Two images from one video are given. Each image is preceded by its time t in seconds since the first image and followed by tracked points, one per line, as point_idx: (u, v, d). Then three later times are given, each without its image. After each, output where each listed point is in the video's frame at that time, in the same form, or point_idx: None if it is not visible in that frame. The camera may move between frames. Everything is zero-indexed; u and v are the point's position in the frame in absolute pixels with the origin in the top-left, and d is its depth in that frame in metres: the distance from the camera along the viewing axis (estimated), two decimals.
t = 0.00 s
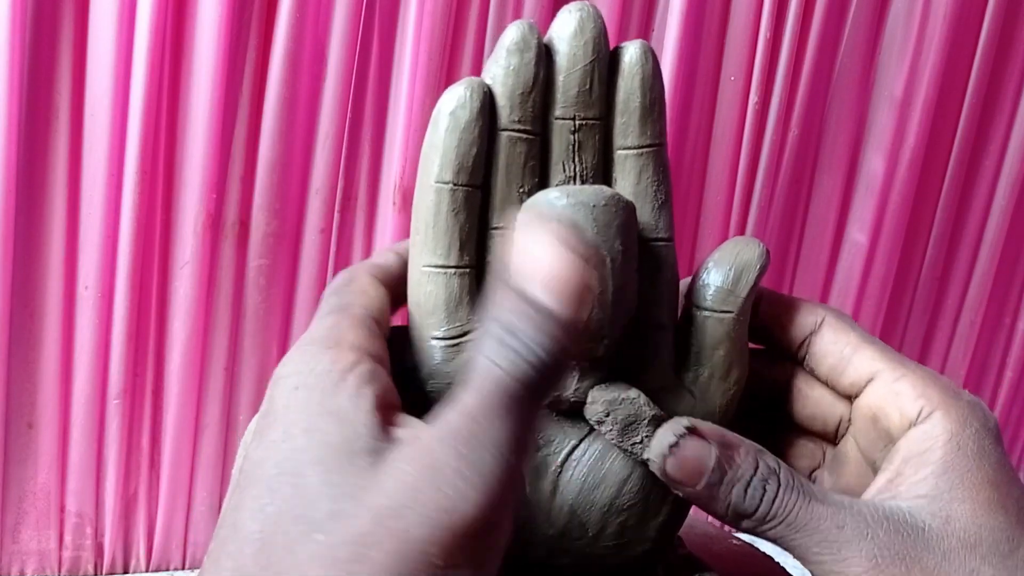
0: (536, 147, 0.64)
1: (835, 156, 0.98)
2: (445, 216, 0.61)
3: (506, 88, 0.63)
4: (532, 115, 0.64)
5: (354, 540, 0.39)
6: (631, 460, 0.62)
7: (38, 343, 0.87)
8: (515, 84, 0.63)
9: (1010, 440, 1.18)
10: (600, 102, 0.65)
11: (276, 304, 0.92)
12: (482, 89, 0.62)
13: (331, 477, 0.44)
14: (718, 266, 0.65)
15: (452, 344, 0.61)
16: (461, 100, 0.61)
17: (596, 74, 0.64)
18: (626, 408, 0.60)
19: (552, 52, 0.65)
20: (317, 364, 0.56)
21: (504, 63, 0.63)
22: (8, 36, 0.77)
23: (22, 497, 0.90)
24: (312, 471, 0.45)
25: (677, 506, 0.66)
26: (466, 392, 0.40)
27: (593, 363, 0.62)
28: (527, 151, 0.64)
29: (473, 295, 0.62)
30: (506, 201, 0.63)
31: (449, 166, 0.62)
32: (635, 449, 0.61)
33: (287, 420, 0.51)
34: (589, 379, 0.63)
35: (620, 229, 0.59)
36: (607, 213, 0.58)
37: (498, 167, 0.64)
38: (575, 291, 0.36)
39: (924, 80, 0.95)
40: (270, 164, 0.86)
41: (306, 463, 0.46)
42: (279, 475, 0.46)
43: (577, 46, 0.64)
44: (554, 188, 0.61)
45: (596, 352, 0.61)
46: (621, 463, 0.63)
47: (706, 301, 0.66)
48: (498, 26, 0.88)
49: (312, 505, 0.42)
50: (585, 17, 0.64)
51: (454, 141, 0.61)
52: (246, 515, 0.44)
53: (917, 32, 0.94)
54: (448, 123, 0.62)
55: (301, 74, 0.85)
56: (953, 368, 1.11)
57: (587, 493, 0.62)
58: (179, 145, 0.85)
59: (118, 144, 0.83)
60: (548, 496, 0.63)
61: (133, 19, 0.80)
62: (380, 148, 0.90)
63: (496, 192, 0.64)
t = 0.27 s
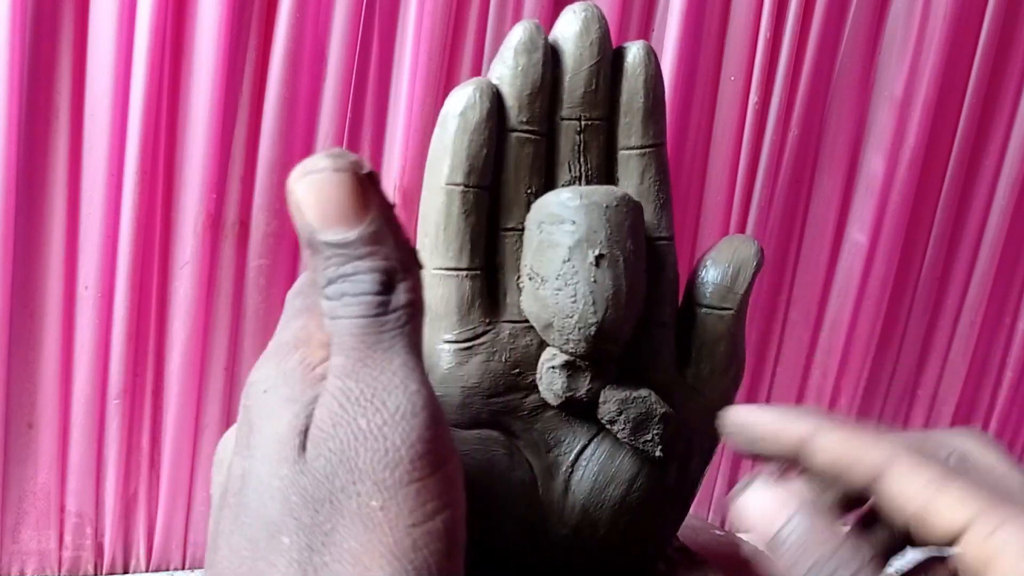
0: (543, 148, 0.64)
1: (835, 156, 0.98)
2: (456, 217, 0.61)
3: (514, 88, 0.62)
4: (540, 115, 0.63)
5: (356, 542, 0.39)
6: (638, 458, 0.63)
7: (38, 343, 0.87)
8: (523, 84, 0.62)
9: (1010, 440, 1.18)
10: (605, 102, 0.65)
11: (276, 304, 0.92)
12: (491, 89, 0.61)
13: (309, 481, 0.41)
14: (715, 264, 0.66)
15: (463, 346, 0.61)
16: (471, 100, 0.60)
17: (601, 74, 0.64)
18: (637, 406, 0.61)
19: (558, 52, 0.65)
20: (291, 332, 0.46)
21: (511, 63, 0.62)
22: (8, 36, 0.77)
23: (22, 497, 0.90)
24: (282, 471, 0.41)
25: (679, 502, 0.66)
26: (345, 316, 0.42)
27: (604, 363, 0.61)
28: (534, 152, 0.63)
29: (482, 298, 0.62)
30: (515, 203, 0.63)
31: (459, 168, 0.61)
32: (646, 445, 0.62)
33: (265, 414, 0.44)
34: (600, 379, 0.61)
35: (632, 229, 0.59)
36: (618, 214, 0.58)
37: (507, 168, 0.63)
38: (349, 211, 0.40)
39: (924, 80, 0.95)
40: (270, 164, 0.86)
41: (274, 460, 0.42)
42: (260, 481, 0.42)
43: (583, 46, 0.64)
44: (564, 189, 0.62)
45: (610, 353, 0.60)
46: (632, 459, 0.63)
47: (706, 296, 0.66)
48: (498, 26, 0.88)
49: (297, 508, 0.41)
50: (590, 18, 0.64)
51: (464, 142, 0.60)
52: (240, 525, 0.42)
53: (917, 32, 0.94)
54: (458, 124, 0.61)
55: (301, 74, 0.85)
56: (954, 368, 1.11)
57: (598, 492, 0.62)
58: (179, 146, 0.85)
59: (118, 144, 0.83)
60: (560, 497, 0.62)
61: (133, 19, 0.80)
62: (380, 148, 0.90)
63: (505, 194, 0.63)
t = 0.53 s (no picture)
0: (547, 149, 0.64)
1: (835, 156, 0.98)
2: (464, 221, 0.60)
3: (519, 89, 0.62)
4: (544, 116, 0.63)
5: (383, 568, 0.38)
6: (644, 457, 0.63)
7: (38, 343, 0.87)
8: (528, 85, 0.62)
9: (1010, 439, 1.18)
10: (607, 102, 0.65)
11: (276, 304, 0.92)
12: (496, 91, 0.61)
13: (330, 509, 0.40)
14: (710, 262, 0.66)
15: (472, 350, 0.61)
16: (478, 103, 0.60)
17: (603, 74, 0.64)
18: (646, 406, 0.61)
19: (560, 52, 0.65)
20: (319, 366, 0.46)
21: (515, 63, 0.62)
22: (8, 36, 0.77)
23: (22, 497, 0.90)
24: (305, 501, 0.41)
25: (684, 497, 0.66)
26: (356, 340, 0.41)
27: (612, 363, 0.61)
28: (538, 153, 0.63)
29: (491, 301, 0.62)
30: (521, 204, 0.63)
31: (466, 170, 0.60)
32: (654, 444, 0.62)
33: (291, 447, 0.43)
34: (608, 378, 0.61)
35: (638, 229, 0.59)
36: (627, 215, 0.58)
37: (512, 170, 0.63)
38: (345, 233, 0.39)
39: (923, 80, 0.95)
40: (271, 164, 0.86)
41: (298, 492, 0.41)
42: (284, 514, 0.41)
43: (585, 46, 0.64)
44: (571, 189, 0.61)
45: (618, 352, 0.60)
46: (640, 457, 0.63)
47: (703, 293, 0.66)
48: (498, 26, 0.88)
49: (322, 535, 0.40)
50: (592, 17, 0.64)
51: (471, 144, 0.60)
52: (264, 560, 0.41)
53: (916, 33, 0.94)
54: (464, 126, 0.60)
55: (301, 74, 0.85)
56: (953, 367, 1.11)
57: (605, 492, 0.62)
58: (179, 145, 0.85)
59: (118, 144, 0.83)
60: (568, 497, 0.62)
61: (133, 18, 0.80)
62: (381, 148, 0.90)
63: (510, 195, 0.63)
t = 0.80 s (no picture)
0: (545, 149, 0.64)
1: (835, 156, 0.98)
2: (461, 220, 0.60)
3: (516, 89, 0.62)
4: (542, 116, 0.63)
5: (375, 560, 0.40)
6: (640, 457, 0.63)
7: (38, 343, 0.87)
8: (525, 85, 0.62)
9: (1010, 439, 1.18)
10: (606, 102, 0.65)
11: (276, 304, 0.92)
12: (493, 90, 0.61)
13: (324, 503, 0.41)
14: (712, 263, 0.66)
15: (469, 349, 0.61)
16: (474, 102, 0.60)
17: (602, 74, 0.64)
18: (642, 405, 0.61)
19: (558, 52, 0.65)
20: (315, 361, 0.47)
21: (512, 63, 0.62)
22: (8, 36, 0.77)
23: (22, 497, 0.90)
24: (303, 495, 0.42)
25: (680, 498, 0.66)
26: (349, 335, 0.42)
27: (609, 363, 0.61)
28: (536, 153, 0.63)
29: (488, 300, 0.62)
30: (518, 204, 0.63)
31: (463, 170, 0.60)
32: (650, 445, 0.62)
33: (289, 441, 0.45)
34: (605, 378, 0.61)
35: (635, 228, 0.59)
36: (624, 214, 0.58)
37: (510, 170, 0.63)
38: (342, 229, 0.40)
39: (924, 80, 0.95)
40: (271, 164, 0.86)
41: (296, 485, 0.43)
42: (283, 507, 0.43)
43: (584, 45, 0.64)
44: (568, 189, 0.61)
45: (615, 352, 0.60)
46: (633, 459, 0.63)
47: (704, 294, 0.66)
48: (498, 26, 0.88)
49: (316, 528, 0.41)
50: (591, 17, 0.64)
51: (468, 143, 0.60)
52: (267, 551, 0.43)
53: (917, 33, 0.94)
54: (461, 126, 0.60)
55: (301, 74, 0.85)
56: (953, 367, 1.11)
57: (603, 492, 0.62)
58: (179, 146, 0.85)
59: (118, 144, 0.83)
60: (565, 496, 0.62)
61: (133, 18, 0.80)
62: (380, 148, 0.90)
63: (508, 195, 0.63)
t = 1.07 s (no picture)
0: (544, 149, 0.64)
1: (835, 156, 0.98)
2: (459, 220, 0.60)
3: (516, 89, 0.62)
4: (541, 116, 0.63)
5: (370, 558, 0.39)
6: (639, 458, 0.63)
7: (38, 343, 0.87)
8: (525, 85, 0.62)
9: (1010, 439, 1.18)
10: (606, 102, 0.65)
11: (276, 304, 0.92)
12: (492, 90, 0.61)
13: (316, 501, 0.40)
14: (714, 263, 0.66)
15: (467, 348, 0.61)
16: (472, 102, 0.60)
17: (602, 75, 0.64)
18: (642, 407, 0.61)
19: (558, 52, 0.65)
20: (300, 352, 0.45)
21: (512, 63, 0.62)
22: (8, 36, 0.77)
23: (22, 497, 0.90)
24: (292, 494, 0.40)
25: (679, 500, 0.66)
26: (337, 331, 0.41)
27: (607, 363, 0.61)
28: (535, 153, 0.63)
29: (486, 300, 0.62)
30: (517, 204, 0.63)
31: (461, 170, 0.60)
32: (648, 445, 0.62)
33: (275, 437, 0.43)
34: (603, 378, 0.61)
35: (633, 229, 0.59)
36: (621, 215, 0.58)
37: (509, 169, 0.63)
38: (329, 224, 0.39)
39: (924, 79, 0.94)
40: (271, 164, 0.86)
41: (284, 483, 0.41)
42: (273, 506, 0.41)
43: (584, 46, 0.64)
44: (566, 189, 0.61)
45: (612, 353, 0.60)
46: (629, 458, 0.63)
47: (705, 295, 0.66)
48: (498, 26, 0.88)
49: (310, 527, 0.40)
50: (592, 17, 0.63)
51: (466, 143, 0.60)
52: (258, 552, 0.42)
53: (917, 32, 0.94)
54: (459, 126, 0.60)
55: (301, 74, 0.85)
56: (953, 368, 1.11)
57: (601, 492, 0.62)
58: (179, 146, 0.85)
59: (118, 144, 0.83)
60: (563, 496, 0.62)
61: (133, 18, 0.80)
62: (380, 148, 0.90)
63: (506, 195, 0.63)
